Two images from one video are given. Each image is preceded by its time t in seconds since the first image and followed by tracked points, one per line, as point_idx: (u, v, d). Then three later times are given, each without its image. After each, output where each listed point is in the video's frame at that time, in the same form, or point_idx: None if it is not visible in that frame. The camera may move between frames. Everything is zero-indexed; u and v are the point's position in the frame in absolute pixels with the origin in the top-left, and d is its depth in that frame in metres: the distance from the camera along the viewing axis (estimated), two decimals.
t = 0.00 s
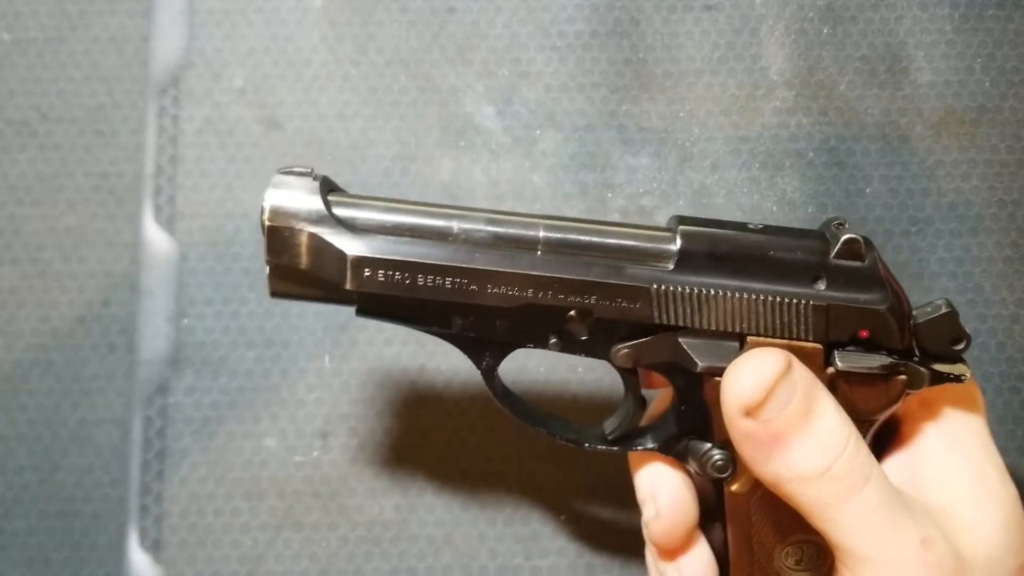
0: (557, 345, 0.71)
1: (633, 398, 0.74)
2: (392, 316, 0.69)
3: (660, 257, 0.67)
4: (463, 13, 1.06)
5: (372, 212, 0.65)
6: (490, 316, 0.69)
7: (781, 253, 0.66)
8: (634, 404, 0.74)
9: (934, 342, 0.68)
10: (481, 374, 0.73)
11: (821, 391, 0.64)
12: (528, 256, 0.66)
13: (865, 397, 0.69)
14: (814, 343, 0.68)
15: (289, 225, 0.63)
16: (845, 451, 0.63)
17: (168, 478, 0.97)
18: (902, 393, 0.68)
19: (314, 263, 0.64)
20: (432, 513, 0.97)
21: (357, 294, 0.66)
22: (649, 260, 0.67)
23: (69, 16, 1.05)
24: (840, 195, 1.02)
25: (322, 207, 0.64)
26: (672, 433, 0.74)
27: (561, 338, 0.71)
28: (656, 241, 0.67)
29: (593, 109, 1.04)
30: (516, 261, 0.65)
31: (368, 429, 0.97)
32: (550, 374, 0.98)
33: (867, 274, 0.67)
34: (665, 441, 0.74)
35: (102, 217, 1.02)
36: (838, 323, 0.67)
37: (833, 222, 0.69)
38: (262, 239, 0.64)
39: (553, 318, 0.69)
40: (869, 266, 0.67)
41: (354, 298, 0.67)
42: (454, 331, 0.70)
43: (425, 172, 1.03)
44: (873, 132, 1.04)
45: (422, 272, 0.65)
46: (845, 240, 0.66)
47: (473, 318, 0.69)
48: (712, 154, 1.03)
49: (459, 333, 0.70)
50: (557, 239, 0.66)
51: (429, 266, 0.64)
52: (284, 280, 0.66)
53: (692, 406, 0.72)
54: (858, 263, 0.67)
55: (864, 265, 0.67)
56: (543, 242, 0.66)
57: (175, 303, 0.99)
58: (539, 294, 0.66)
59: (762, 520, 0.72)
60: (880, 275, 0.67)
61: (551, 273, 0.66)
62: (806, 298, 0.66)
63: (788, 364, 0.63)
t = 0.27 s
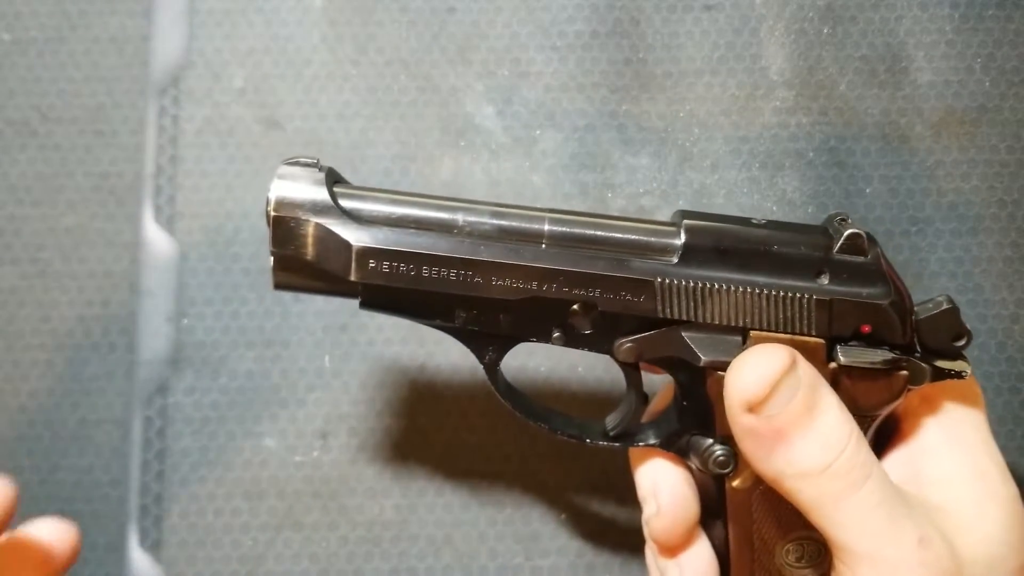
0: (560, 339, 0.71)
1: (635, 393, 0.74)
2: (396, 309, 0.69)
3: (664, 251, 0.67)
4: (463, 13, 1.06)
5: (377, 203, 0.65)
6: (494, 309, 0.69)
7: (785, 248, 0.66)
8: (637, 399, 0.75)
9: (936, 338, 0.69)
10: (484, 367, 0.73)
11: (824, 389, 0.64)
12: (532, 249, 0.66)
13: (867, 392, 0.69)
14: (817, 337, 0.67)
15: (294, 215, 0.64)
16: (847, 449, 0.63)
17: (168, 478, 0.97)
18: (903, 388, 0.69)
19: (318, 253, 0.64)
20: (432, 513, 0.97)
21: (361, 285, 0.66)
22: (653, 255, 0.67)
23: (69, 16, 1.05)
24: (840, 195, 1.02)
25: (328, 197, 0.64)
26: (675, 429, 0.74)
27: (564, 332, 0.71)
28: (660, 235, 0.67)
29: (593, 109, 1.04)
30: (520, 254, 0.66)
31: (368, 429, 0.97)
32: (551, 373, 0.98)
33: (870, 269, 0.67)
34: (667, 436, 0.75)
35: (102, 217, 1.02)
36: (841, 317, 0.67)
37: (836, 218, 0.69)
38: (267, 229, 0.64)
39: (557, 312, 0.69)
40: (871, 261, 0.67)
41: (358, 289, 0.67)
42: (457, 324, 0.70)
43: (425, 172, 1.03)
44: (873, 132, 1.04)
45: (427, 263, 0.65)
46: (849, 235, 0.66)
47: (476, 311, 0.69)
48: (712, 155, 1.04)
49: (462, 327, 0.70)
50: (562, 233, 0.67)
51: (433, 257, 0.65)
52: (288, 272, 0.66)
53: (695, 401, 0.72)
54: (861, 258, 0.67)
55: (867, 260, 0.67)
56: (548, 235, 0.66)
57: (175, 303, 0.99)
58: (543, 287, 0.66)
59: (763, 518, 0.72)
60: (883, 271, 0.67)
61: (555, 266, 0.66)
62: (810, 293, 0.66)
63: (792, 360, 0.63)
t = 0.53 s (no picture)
0: (558, 339, 0.71)
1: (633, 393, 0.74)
2: (393, 309, 0.69)
3: (662, 251, 0.67)
4: (463, 13, 1.06)
5: (375, 203, 0.65)
6: (491, 309, 0.69)
7: (782, 248, 0.66)
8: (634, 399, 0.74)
9: (934, 339, 0.69)
10: (483, 367, 0.73)
11: (816, 395, 0.64)
12: (530, 249, 0.66)
13: (865, 393, 0.69)
14: (815, 338, 0.68)
15: (292, 215, 0.64)
16: (837, 455, 0.63)
17: (168, 478, 0.97)
18: (901, 389, 0.69)
19: (316, 253, 0.64)
20: (432, 513, 0.97)
21: (359, 285, 0.66)
22: (651, 255, 0.67)
23: (69, 16, 1.05)
24: (840, 196, 1.02)
25: (325, 197, 0.64)
26: (673, 428, 0.74)
27: (562, 332, 0.71)
28: (659, 235, 0.67)
29: (593, 109, 1.04)
30: (518, 254, 0.66)
31: (368, 429, 0.97)
32: (550, 373, 0.98)
33: (867, 270, 0.67)
34: (665, 436, 0.75)
35: (102, 217, 1.02)
36: (839, 318, 0.67)
37: (834, 218, 0.69)
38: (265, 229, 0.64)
39: (555, 312, 0.69)
40: (869, 261, 0.67)
41: (355, 289, 0.67)
42: (454, 324, 0.70)
43: (425, 172, 1.03)
44: (873, 132, 1.04)
45: (425, 263, 0.65)
46: (846, 236, 0.66)
47: (474, 310, 0.69)
48: (712, 155, 1.04)
49: (460, 326, 0.70)
50: (559, 233, 0.67)
51: (431, 257, 0.65)
52: (286, 272, 0.66)
53: (692, 401, 0.72)
54: (858, 259, 0.67)
55: (864, 261, 0.67)
56: (545, 235, 0.66)
57: (176, 304, 0.99)
58: (541, 287, 0.66)
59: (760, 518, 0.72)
60: (881, 271, 0.67)
61: (554, 266, 0.66)
62: (808, 293, 0.66)
63: (784, 366, 0.63)
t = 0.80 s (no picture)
0: (564, 341, 0.71)
1: (639, 395, 0.74)
2: (399, 309, 0.69)
3: (670, 254, 0.67)
4: (463, 13, 1.06)
5: (382, 203, 0.65)
6: (497, 311, 0.69)
7: (791, 252, 0.66)
8: (640, 401, 0.75)
9: (942, 344, 0.68)
10: (488, 368, 0.73)
11: (811, 408, 0.64)
12: (537, 251, 0.66)
13: (871, 397, 0.69)
14: (823, 342, 0.67)
15: (298, 215, 0.63)
16: (832, 469, 0.63)
17: (168, 478, 0.97)
18: (908, 395, 0.69)
19: (323, 254, 0.64)
20: (432, 513, 0.97)
21: (365, 286, 0.66)
22: (659, 257, 0.67)
23: (69, 17, 1.05)
24: (840, 195, 1.02)
25: (332, 197, 0.64)
26: (678, 430, 0.75)
27: (568, 334, 0.71)
28: (667, 237, 0.67)
29: (593, 109, 1.04)
30: (526, 256, 0.66)
31: (368, 429, 0.97)
32: (550, 373, 0.98)
33: (876, 274, 0.67)
34: (671, 438, 0.75)
35: (102, 217, 1.02)
36: (847, 322, 0.66)
37: (843, 222, 0.69)
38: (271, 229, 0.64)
39: (562, 314, 0.69)
40: (878, 266, 0.67)
41: (361, 289, 0.67)
42: (460, 325, 0.70)
43: (425, 172, 1.03)
44: (873, 132, 1.04)
45: (432, 265, 0.65)
46: (855, 240, 0.66)
47: (480, 312, 0.69)
48: (712, 154, 1.04)
49: (465, 327, 0.70)
50: (567, 235, 0.67)
51: (438, 259, 0.65)
52: (292, 272, 0.66)
53: (698, 403, 0.72)
54: (868, 263, 0.67)
55: (874, 265, 0.67)
56: (553, 237, 0.66)
57: (176, 303, 0.99)
58: (549, 289, 0.67)
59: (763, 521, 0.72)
60: (890, 276, 0.67)
61: (561, 269, 0.66)
62: (816, 298, 0.66)
63: (779, 379, 0.63)
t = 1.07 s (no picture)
0: (568, 344, 0.71)
1: (642, 398, 0.74)
2: (402, 312, 0.69)
3: (676, 257, 0.67)
4: (463, 13, 1.06)
5: (386, 205, 0.65)
6: (502, 313, 0.69)
7: (798, 256, 0.66)
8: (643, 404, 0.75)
9: (949, 348, 0.68)
10: (491, 370, 0.73)
11: (787, 428, 0.64)
12: (543, 255, 0.66)
13: (877, 401, 0.69)
14: (829, 346, 0.67)
15: (302, 217, 0.63)
16: (812, 487, 0.63)
17: (168, 478, 0.97)
18: (912, 399, 0.69)
19: (327, 256, 0.64)
20: (432, 513, 0.97)
21: (369, 289, 0.66)
22: (665, 261, 0.67)
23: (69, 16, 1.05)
24: (840, 195, 1.02)
25: (337, 199, 0.64)
26: (682, 433, 0.75)
27: (573, 337, 0.71)
28: (673, 240, 0.67)
29: (593, 109, 1.04)
30: (531, 259, 0.66)
31: (368, 430, 0.97)
32: (551, 373, 0.99)
33: (883, 278, 0.67)
34: (675, 441, 0.75)
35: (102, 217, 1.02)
36: (853, 327, 0.66)
37: (850, 225, 0.69)
38: (274, 231, 0.64)
39: (566, 316, 0.69)
40: (885, 270, 0.67)
41: (365, 292, 0.67)
42: (464, 328, 0.70)
43: (425, 172, 1.03)
44: (873, 132, 1.04)
45: (436, 268, 0.65)
46: (863, 244, 0.66)
47: (484, 315, 0.69)
48: (712, 154, 1.03)
49: (470, 330, 0.70)
50: (573, 237, 0.66)
51: (443, 262, 0.65)
52: (295, 275, 0.66)
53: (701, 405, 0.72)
54: (875, 267, 0.67)
55: (880, 269, 0.67)
56: (558, 239, 0.66)
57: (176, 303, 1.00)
58: (553, 293, 0.66)
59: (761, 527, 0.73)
60: (896, 280, 0.67)
61: (566, 272, 0.66)
62: (822, 302, 0.66)
63: (748, 402, 0.64)
